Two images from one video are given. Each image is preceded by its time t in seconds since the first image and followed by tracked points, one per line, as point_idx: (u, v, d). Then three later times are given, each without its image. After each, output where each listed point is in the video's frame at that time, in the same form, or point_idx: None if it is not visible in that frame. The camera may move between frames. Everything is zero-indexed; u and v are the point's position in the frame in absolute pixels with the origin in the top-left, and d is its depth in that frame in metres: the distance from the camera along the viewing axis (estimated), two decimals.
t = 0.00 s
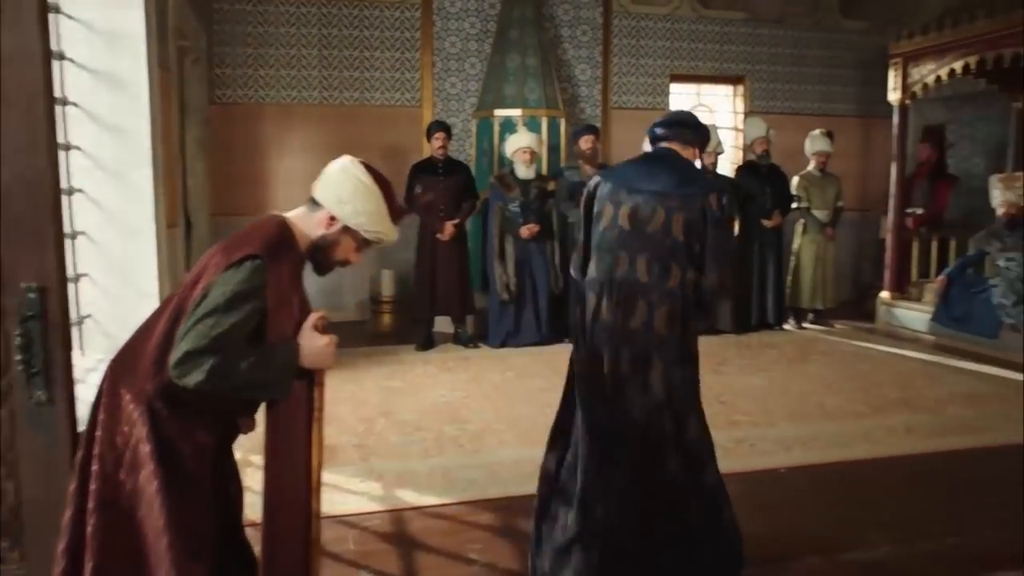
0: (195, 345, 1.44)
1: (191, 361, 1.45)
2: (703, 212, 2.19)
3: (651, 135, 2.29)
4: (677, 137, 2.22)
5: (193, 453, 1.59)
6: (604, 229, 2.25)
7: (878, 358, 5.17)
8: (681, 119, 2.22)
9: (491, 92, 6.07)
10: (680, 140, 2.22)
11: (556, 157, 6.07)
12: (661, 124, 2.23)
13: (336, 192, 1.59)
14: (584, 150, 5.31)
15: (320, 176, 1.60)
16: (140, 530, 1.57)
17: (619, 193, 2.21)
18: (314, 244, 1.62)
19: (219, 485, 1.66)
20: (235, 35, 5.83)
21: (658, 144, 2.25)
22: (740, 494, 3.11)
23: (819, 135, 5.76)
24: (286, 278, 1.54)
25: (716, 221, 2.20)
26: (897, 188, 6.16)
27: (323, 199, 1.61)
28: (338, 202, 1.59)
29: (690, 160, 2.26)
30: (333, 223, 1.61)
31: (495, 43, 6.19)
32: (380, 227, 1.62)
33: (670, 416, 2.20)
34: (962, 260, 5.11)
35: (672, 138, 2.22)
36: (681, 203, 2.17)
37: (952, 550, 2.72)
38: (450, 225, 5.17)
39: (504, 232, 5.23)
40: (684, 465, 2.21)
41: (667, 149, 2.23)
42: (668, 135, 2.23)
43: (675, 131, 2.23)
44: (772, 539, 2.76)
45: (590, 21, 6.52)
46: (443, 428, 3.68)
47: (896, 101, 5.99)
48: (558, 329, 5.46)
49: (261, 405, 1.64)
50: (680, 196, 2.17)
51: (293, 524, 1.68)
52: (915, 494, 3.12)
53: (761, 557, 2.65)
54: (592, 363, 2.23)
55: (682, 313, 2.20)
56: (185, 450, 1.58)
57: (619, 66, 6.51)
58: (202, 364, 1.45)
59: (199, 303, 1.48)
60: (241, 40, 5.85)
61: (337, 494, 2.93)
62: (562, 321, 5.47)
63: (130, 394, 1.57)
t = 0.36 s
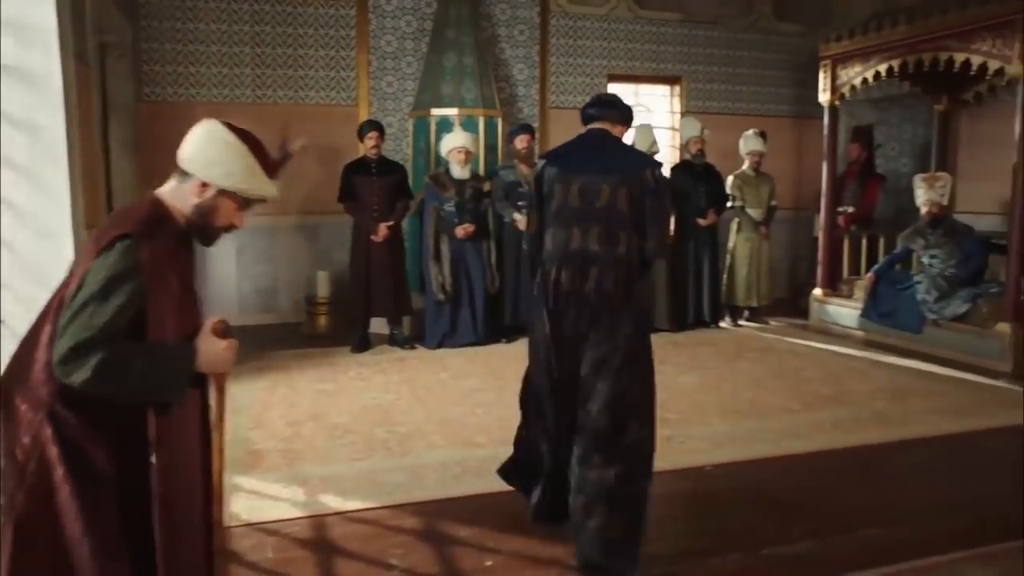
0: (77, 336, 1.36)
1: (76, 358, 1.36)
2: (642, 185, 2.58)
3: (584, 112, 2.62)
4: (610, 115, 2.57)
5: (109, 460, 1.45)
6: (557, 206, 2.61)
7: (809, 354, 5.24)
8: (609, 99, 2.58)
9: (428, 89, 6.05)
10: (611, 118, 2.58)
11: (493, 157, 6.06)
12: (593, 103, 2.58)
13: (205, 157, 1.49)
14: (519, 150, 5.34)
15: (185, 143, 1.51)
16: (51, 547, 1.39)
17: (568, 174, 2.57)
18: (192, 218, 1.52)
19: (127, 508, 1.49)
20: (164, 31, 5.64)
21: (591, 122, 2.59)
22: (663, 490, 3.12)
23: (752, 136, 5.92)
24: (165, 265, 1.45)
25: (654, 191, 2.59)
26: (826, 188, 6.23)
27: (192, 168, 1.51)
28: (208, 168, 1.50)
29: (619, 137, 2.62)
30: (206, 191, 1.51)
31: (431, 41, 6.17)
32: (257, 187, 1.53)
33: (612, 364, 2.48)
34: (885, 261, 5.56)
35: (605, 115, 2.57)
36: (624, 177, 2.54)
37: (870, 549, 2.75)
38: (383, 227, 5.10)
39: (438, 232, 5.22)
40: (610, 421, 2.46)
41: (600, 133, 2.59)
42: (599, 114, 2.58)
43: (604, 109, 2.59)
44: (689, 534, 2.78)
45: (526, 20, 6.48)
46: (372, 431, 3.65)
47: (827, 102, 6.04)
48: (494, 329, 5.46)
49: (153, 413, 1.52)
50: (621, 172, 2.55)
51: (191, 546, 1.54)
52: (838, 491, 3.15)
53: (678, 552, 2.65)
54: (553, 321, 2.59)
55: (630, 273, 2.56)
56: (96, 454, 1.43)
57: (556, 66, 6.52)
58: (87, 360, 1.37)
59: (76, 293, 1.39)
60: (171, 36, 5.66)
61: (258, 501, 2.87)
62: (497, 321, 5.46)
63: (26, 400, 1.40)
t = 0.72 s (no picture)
0: None
1: None
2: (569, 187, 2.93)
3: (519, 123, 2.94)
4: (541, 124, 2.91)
5: None
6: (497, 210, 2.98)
7: (761, 353, 5.26)
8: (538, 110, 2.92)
9: (382, 88, 5.98)
10: (542, 127, 2.92)
11: (447, 157, 6.02)
12: (525, 115, 2.91)
13: (47, 127, 1.48)
14: (471, 150, 5.33)
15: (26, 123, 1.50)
16: None
17: (503, 181, 2.94)
18: (50, 194, 1.49)
19: (14, 516, 1.46)
20: (108, 28, 5.50)
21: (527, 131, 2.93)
22: (616, 488, 3.11)
23: (705, 137, 5.97)
24: (24, 245, 1.42)
25: (579, 193, 2.94)
26: (780, 189, 6.20)
27: (38, 143, 1.49)
28: (51, 136, 1.48)
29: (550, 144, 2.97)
30: (59, 162, 1.49)
31: (385, 41, 6.10)
32: (109, 143, 1.52)
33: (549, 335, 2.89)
34: (836, 260, 5.60)
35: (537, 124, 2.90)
36: (551, 181, 2.89)
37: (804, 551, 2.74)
38: (333, 228, 5.04)
39: (390, 232, 5.17)
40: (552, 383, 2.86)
41: (532, 140, 2.95)
42: (533, 123, 2.92)
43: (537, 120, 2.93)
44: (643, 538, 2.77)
45: (482, 20, 6.41)
46: (314, 436, 3.60)
47: (779, 103, 6.05)
48: (446, 330, 5.44)
49: (32, 422, 1.44)
50: (549, 176, 2.90)
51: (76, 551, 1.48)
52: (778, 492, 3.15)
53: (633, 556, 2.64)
54: (496, 309, 2.93)
55: (558, 265, 2.91)
56: None
57: (512, 66, 6.52)
58: None
59: None
60: (115, 33, 5.53)
61: (189, 508, 2.77)
62: (450, 322, 5.45)
63: None
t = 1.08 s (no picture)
0: None
1: None
2: (528, 193, 3.38)
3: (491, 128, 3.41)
4: (508, 132, 3.36)
5: None
6: (463, 210, 3.36)
7: (726, 355, 5.23)
8: (510, 122, 3.37)
9: (347, 88, 5.93)
10: (508, 135, 3.37)
11: (414, 157, 5.96)
12: (495, 123, 3.37)
13: None
14: (435, 150, 5.29)
15: None
16: None
17: (472, 184, 3.32)
18: None
19: None
20: (67, 26, 5.43)
21: (493, 136, 3.39)
22: (574, 497, 3.07)
23: (674, 137, 5.95)
24: None
25: (537, 197, 3.40)
26: (748, 189, 6.16)
27: None
28: None
29: (515, 152, 3.41)
30: None
31: (350, 40, 6.03)
32: None
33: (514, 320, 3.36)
34: (802, 260, 5.57)
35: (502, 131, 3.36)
36: (513, 187, 3.32)
37: (751, 559, 2.70)
38: (294, 229, 4.98)
39: (352, 233, 5.11)
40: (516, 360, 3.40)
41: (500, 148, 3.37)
42: (503, 131, 3.35)
43: (506, 128, 3.39)
44: (615, 538, 2.75)
45: (450, 19, 6.36)
46: (263, 441, 3.54)
47: (748, 103, 6.02)
48: (409, 332, 5.40)
49: None
50: (511, 183, 3.34)
51: None
52: (730, 498, 3.11)
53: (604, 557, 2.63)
54: (459, 299, 3.28)
55: (518, 260, 3.36)
56: None
57: (480, 65, 6.48)
58: None
59: None
60: (74, 31, 5.45)
61: (125, 517, 2.69)
62: (414, 324, 5.40)
63: None
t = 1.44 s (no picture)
0: None
1: None
2: (509, 189, 3.77)
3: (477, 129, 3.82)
4: (493, 133, 3.76)
5: None
6: (452, 202, 3.78)
7: (700, 356, 5.17)
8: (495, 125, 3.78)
9: (319, 88, 5.88)
10: (493, 135, 3.76)
11: (387, 157, 5.91)
12: (482, 124, 3.77)
13: None
14: (405, 150, 5.24)
15: None
16: None
17: (458, 179, 3.74)
18: None
19: None
20: (34, 24, 5.37)
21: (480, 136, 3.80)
22: (547, 501, 3.03)
23: (649, 136, 5.89)
24: None
25: (518, 192, 3.79)
26: (725, 189, 6.11)
27: None
28: None
29: (499, 151, 3.80)
30: None
31: (324, 39, 5.97)
32: None
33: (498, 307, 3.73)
34: (779, 261, 5.50)
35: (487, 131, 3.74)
36: (495, 183, 3.72)
37: (697, 566, 2.62)
38: (261, 230, 4.93)
39: (320, 233, 5.06)
40: (501, 342, 3.74)
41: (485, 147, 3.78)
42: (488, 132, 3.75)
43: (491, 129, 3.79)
44: (588, 542, 2.72)
45: (425, 17, 6.30)
46: (215, 446, 3.48)
47: (725, 101, 5.97)
48: (380, 334, 5.34)
49: None
50: (494, 179, 3.74)
51: None
52: (684, 502, 3.05)
53: (577, 563, 2.61)
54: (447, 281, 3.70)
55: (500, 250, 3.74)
56: None
57: (456, 64, 6.43)
58: None
59: None
60: (41, 29, 5.40)
61: (59, 526, 2.63)
62: (385, 325, 5.34)
63: None
